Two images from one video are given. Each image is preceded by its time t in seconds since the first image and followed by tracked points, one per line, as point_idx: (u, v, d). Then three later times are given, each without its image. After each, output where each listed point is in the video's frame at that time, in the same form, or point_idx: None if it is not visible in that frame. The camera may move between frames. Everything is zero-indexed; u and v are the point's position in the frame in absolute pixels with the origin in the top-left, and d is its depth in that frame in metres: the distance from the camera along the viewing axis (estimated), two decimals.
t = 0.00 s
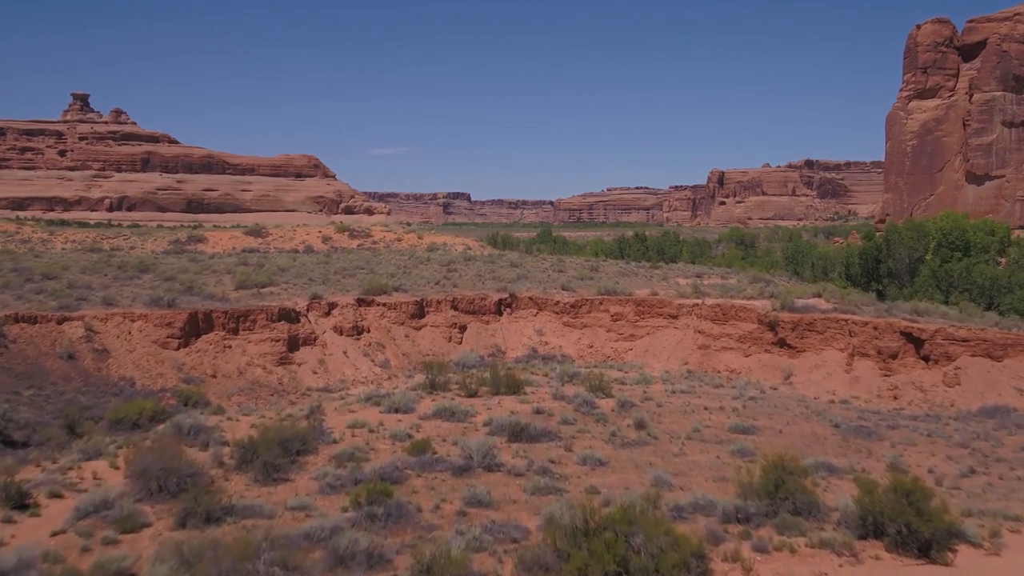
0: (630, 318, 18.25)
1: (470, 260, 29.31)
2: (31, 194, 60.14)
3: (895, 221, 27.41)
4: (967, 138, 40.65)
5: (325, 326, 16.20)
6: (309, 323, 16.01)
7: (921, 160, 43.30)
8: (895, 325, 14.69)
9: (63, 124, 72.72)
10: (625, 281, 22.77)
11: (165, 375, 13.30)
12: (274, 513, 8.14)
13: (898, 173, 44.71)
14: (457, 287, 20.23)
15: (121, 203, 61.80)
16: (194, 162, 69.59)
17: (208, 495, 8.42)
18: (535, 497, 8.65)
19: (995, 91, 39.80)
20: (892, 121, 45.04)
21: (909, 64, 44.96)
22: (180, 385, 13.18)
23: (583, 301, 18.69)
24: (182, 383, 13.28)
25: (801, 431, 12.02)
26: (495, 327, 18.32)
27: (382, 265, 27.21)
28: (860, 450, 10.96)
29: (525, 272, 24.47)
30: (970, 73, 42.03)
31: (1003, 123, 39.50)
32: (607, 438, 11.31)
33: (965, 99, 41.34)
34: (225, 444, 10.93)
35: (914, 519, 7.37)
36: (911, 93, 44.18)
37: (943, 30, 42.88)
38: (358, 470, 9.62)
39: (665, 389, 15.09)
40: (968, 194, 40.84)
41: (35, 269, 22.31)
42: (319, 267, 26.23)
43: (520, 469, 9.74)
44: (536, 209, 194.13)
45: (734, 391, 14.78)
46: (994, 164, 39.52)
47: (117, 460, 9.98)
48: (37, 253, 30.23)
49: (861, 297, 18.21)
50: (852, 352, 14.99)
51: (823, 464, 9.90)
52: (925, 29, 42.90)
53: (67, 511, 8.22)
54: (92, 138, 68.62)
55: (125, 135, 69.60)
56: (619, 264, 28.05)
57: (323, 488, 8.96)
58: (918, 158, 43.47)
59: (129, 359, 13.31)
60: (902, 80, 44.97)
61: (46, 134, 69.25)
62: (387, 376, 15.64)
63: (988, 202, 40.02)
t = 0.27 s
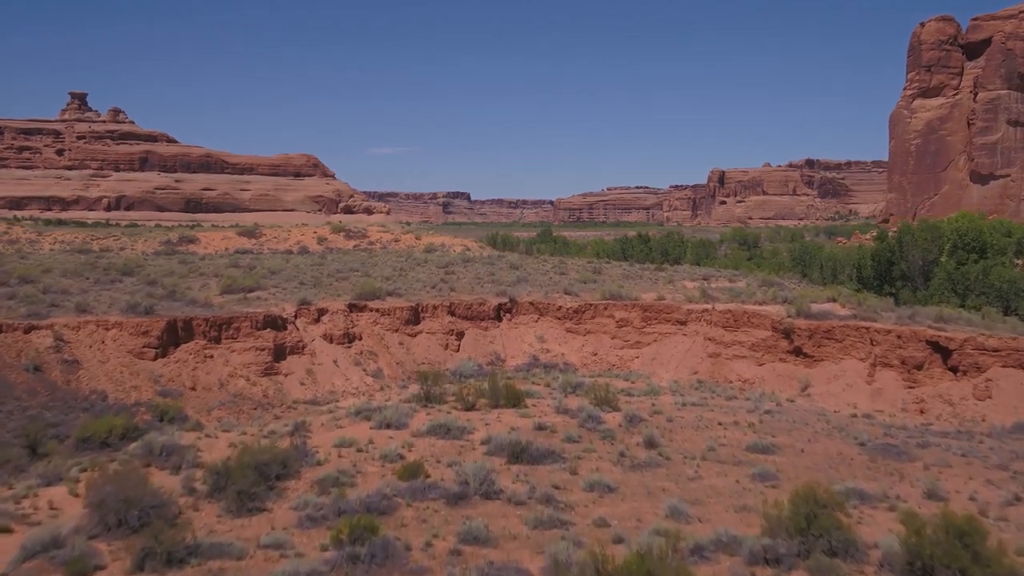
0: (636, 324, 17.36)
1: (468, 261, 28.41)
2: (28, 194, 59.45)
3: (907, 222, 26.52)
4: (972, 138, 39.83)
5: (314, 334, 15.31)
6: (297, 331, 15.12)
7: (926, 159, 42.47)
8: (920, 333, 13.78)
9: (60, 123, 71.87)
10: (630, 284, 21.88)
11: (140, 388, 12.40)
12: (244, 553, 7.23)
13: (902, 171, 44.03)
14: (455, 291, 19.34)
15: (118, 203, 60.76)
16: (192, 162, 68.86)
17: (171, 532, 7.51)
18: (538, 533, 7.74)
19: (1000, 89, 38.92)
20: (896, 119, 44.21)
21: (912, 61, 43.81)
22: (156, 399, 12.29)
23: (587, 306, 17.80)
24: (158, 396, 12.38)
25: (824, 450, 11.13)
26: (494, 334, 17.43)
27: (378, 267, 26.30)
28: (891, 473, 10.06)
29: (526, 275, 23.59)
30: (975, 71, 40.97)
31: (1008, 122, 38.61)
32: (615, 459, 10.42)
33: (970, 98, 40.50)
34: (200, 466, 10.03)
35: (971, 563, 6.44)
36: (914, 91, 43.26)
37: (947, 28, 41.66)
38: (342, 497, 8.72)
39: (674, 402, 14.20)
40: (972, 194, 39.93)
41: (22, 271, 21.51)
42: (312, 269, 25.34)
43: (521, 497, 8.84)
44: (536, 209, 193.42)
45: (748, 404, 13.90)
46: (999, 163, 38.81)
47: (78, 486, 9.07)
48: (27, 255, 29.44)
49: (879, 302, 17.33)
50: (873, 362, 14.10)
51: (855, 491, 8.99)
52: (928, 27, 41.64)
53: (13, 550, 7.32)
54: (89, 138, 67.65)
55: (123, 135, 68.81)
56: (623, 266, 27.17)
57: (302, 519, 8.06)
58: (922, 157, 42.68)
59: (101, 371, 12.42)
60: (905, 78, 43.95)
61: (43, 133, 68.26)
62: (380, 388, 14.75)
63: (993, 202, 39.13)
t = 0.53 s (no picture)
0: (641, 331, 16.57)
1: (466, 263, 27.57)
2: (28, 194, 58.83)
3: (921, 222, 25.72)
4: (975, 137, 39.06)
5: (302, 342, 14.51)
6: (285, 339, 14.32)
7: (929, 158, 41.62)
8: (945, 342, 12.95)
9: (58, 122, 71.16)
10: (635, 288, 21.06)
11: (114, 401, 11.60)
12: None
13: (906, 171, 43.20)
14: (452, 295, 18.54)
15: (117, 202, 59.91)
16: (191, 161, 68.19)
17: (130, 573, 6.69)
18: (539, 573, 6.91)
19: (1004, 88, 38.13)
20: (899, 118, 43.24)
21: (916, 60, 42.93)
22: (130, 414, 11.48)
23: (589, 312, 17.00)
24: (133, 410, 11.58)
25: (848, 470, 10.30)
26: (493, 341, 16.65)
27: (374, 269, 25.50)
28: (923, 497, 9.24)
29: (527, 277, 22.77)
30: (978, 69, 40.00)
31: (1013, 121, 37.84)
32: (622, 481, 9.60)
33: (974, 96, 39.50)
34: (172, 489, 9.23)
35: None
36: (918, 90, 42.29)
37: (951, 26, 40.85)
38: (323, 528, 7.91)
39: (684, 415, 13.39)
40: (977, 194, 39.05)
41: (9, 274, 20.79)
42: (306, 272, 24.52)
43: (521, 527, 8.02)
44: (536, 209, 192.74)
45: (763, 417, 13.10)
46: (1003, 162, 37.87)
47: (35, 515, 8.27)
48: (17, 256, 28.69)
49: (897, 308, 16.52)
50: (894, 373, 13.28)
51: (887, 521, 8.18)
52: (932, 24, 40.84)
53: None
54: (87, 137, 66.82)
55: (122, 134, 68.11)
56: (628, 268, 26.37)
57: (277, 556, 7.25)
58: (925, 156, 41.87)
59: (73, 384, 11.61)
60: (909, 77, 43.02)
61: (41, 133, 67.40)
62: (371, 399, 13.96)
63: (997, 202, 38.26)
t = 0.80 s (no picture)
0: (648, 340, 15.66)
1: (464, 266, 26.67)
2: (25, 194, 57.98)
3: (935, 223, 24.79)
4: (980, 136, 38.33)
5: (287, 352, 13.60)
6: (269, 349, 13.41)
7: (934, 157, 40.95)
8: (977, 354, 12.03)
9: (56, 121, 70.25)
10: (640, 293, 20.15)
11: (78, 420, 10.67)
12: None
13: (909, 170, 42.53)
14: (448, 301, 17.63)
15: (115, 202, 59.23)
16: (189, 160, 67.30)
17: None
18: None
19: (1010, 87, 37.39)
20: (902, 117, 42.57)
21: (919, 59, 42.33)
22: (96, 433, 10.55)
23: (593, 319, 16.10)
24: (99, 430, 10.65)
25: (879, 498, 9.38)
26: (491, 350, 15.74)
27: (368, 273, 24.58)
28: (966, 532, 8.32)
29: (527, 281, 21.86)
30: (983, 68, 39.43)
31: (1019, 120, 37.16)
32: (632, 513, 8.68)
33: (979, 95, 38.90)
34: (133, 523, 8.30)
35: None
36: (921, 89, 41.66)
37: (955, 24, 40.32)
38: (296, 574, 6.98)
39: (695, 432, 12.48)
40: (981, 194, 38.45)
41: None
42: (298, 276, 23.58)
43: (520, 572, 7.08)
44: (535, 208, 191.92)
45: (780, 434, 12.17)
46: (1009, 162, 37.22)
47: None
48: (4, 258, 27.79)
49: (919, 315, 15.60)
50: (921, 387, 12.36)
51: (933, 564, 7.24)
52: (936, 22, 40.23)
53: None
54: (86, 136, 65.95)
55: (120, 134, 67.22)
56: (632, 271, 25.45)
57: None
58: (930, 155, 41.21)
59: (34, 401, 10.68)
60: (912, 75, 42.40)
61: (39, 132, 66.59)
62: (359, 414, 13.04)
63: (1002, 202, 37.53)
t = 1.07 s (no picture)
0: (654, 348, 14.86)
1: (461, 269, 25.88)
2: (22, 194, 57.23)
3: (948, 225, 23.99)
4: (984, 135, 37.55)
5: (271, 363, 12.79)
6: (252, 360, 12.60)
7: (937, 156, 40.15)
8: (1010, 367, 11.22)
9: (53, 121, 69.41)
10: (644, 297, 19.34)
11: (41, 439, 9.85)
12: None
13: (912, 169, 41.70)
14: (444, 306, 16.82)
15: (113, 202, 58.54)
16: (187, 160, 66.51)
17: None
18: None
19: (1015, 86, 36.73)
20: (905, 117, 41.84)
21: (922, 58, 41.65)
22: (60, 454, 9.74)
23: (596, 326, 15.29)
24: (63, 450, 9.83)
25: (912, 527, 8.57)
26: (489, 358, 14.94)
27: (362, 276, 23.77)
28: (1013, 569, 7.50)
29: (527, 285, 21.06)
30: (987, 67, 38.86)
31: None
32: (642, 546, 7.87)
33: (983, 94, 38.31)
34: (89, 558, 7.50)
35: None
36: (924, 88, 40.99)
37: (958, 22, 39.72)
38: None
39: (706, 449, 11.67)
40: (985, 194, 37.70)
41: None
42: (289, 279, 22.76)
43: None
44: (535, 208, 191.09)
45: (798, 452, 11.36)
46: (1014, 161, 36.51)
47: None
48: None
49: (940, 322, 14.79)
50: (949, 402, 11.53)
51: None
52: (940, 20, 39.62)
53: None
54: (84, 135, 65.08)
55: (119, 133, 66.37)
56: (635, 273, 24.64)
57: None
58: (933, 155, 40.44)
59: None
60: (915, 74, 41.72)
61: (37, 132, 65.76)
62: (348, 429, 12.24)
63: (1006, 202, 36.72)
